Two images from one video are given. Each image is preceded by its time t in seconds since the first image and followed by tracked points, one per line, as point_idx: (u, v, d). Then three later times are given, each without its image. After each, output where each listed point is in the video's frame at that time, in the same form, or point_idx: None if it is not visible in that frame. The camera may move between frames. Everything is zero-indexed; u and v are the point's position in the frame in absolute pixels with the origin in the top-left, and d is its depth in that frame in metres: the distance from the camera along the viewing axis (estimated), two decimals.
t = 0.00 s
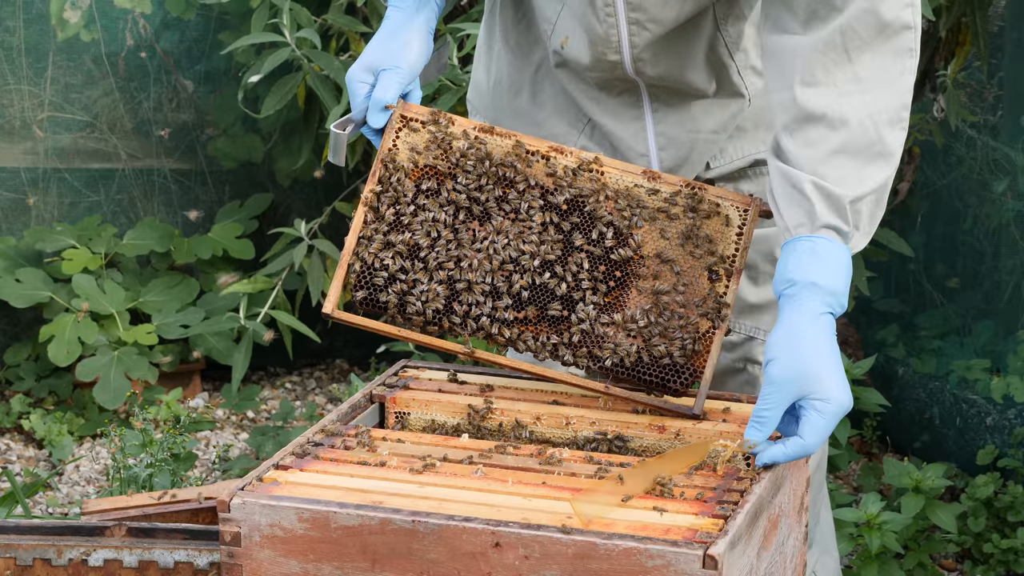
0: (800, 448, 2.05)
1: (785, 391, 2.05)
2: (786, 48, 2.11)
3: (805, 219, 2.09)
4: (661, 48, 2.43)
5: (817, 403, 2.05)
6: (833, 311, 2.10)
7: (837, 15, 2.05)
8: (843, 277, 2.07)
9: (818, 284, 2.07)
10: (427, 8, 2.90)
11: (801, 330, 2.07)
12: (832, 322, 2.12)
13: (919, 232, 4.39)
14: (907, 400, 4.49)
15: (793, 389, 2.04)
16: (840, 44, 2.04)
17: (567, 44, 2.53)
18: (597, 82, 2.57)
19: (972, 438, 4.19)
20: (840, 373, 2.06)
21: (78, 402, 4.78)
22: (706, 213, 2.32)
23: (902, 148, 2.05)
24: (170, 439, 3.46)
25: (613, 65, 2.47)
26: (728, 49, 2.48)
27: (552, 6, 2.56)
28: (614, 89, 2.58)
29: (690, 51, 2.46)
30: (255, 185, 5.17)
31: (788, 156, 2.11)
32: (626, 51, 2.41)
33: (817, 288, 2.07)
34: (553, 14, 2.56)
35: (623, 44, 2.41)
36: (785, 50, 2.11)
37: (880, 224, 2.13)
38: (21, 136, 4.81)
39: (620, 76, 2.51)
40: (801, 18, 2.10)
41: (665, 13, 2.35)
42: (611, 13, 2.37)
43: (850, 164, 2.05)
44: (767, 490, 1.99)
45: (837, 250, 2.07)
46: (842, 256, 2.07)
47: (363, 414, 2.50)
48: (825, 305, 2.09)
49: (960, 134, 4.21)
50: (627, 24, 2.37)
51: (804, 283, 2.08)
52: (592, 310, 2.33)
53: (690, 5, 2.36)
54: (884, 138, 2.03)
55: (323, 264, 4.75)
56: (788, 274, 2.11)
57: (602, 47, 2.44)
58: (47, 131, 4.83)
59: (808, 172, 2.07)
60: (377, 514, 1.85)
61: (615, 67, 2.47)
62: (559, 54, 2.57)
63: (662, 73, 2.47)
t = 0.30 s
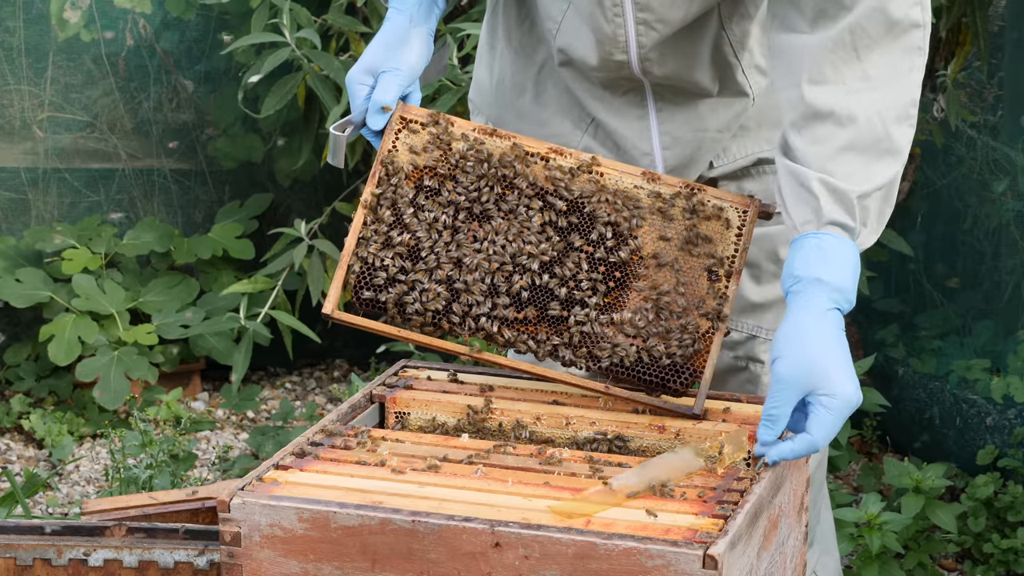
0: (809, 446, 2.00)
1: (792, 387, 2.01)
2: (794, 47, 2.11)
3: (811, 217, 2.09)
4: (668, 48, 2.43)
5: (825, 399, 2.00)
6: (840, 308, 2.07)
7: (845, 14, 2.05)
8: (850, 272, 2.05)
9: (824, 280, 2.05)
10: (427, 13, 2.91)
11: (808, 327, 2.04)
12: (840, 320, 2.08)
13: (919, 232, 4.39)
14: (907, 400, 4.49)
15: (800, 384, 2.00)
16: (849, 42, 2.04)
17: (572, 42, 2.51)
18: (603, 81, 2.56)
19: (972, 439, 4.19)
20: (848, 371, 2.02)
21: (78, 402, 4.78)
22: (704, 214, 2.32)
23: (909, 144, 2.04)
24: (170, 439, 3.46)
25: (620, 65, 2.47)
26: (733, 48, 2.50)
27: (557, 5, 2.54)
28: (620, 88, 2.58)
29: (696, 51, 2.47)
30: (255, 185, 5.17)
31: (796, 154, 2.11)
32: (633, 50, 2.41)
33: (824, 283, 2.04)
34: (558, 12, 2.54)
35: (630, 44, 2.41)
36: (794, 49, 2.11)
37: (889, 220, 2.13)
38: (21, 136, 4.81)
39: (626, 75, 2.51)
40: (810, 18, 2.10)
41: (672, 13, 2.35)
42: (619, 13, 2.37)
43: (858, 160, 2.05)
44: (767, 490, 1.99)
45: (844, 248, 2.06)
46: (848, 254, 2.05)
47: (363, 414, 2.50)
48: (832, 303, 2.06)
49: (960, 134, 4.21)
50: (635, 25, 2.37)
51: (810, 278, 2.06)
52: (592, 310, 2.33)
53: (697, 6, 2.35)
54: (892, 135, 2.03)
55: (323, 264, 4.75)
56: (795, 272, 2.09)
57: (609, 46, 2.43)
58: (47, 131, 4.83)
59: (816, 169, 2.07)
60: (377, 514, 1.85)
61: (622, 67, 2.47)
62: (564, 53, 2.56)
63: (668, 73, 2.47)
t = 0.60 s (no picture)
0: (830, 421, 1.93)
1: (811, 363, 1.98)
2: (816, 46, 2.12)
3: (829, 206, 2.09)
4: (671, 48, 2.42)
5: (844, 374, 1.95)
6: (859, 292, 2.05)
7: (870, 16, 2.05)
8: (867, 253, 2.03)
9: (839, 261, 2.03)
10: (427, 17, 2.91)
11: (826, 306, 2.01)
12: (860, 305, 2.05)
13: (919, 231, 4.39)
14: (907, 400, 4.49)
15: (817, 359, 1.97)
16: (874, 42, 2.05)
17: (576, 41, 2.52)
18: (606, 80, 2.56)
19: (972, 438, 4.19)
20: (869, 348, 1.97)
21: (78, 402, 4.78)
22: (704, 214, 2.31)
23: (932, 145, 2.03)
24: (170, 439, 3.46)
25: (624, 66, 2.46)
26: (737, 48, 2.47)
27: (560, 5, 2.54)
28: (623, 87, 2.57)
29: (698, 51, 2.46)
30: (255, 185, 5.17)
31: (816, 146, 2.11)
32: (637, 50, 2.40)
33: (838, 263, 2.03)
34: (561, 12, 2.55)
35: (634, 44, 2.39)
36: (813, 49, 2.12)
37: (906, 218, 2.11)
38: (21, 136, 4.81)
39: (630, 76, 2.50)
40: (833, 21, 2.11)
41: (676, 13, 2.35)
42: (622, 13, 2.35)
43: (879, 153, 2.04)
44: (767, 490, 1.99)
45: (860, 232, 2.04)
46: (865, 237, 2.04)
47: (363, 414, 2.50)
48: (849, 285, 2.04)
49: (960, 134, 4.21)
50: (639, 24, 2.36)
51: (824, 261, 2.05)
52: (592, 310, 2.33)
53: (702, 6, 2.36)
54: (914, 132, 2.02)
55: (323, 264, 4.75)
56: (811, 257, 2.09)
57: (612, 47, 2.42)
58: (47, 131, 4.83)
59: (835, 160, 2.07)
60: (377, 514, 1.85)
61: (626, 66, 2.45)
62: (568, 52, 2.56)
63: (670, 73, 2.46)
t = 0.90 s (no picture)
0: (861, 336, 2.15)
1: (855, 278, 2.19)
2: None
3: (883, 127, 2.21)
4: (671, 51, 2.42)
5: (883, 291, 2.15)
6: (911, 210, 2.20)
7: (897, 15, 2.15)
8: (922, 175, 2.15)
9: (893, 182, 2.17)
10: (426, 20, 2.92)
11: (877, 226, 2.19)
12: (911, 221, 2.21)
13: (920, 232, 4.39)
14: (907, 400, 4.49)
15: (861, 277, 2.18)
16: None
17: (575, 41, 2.52)
18: (605, 81, 2.55)
19: (972, 439, 4.19)
20: (913, 269, 2.16)
21: (78, 402, 4.78)
22: (705, 214, 2.32)
23: (989, 89, 2.14)
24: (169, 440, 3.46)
25: (623, 66, 2.46)
26: (733, 46, 2.50)
27: (559, 5, 2.56)
28: (623, 88, 2.56)
29: (697, 51, 2.45)
30: (255, 185, 5.16)
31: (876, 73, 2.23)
32: (637, 51, 2.41)
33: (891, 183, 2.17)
34: (560, 12, 2.56)
35: (633, 45, 2.41)
36: None
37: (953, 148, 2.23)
38: (21, 137, 4.81)
39: (630, 76, 2.50)
40: None
41: (677, 14, 2.36)
42: (622, 13, 2.38)
43: (936, 88, 2.15)
44: (767, 490, 1.99)
45: (915, 154, 2.15)
46: (918, 159, 2.15)
47: (363, 414, 2.51)
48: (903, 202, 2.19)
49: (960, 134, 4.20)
50: (638, 25, 2.38)
51: (879, 179, 2.19)
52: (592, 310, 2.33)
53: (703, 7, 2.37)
54: (971, 72, 2.13)
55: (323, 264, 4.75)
56: (869, 174, 2.23)
57: (611, 47, 2.43)
58: (48, 131, 4.83)
59: (890, 86, 2.18)
60: (377, 514, 1.85)
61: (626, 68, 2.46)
62: (566, 52, 2.57)
63: (670, 72, 2.45)
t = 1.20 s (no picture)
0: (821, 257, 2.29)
1: (830, 197, 2.32)
2: None
3: (882, 58, 2.35)
4: (671, 54, 2.45)
5: (850, 214, 2.27)
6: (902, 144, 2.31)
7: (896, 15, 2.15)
8: (911, 109, 2.27)
9: (884, 114, 2.29)
10: (426, 21, 2.92)
11: (860, 153, 2.31)
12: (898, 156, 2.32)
13: (919, 232, 4.39)
14: (907, 400, 4.50)
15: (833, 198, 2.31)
16: None
17: (574, 43, 2.53)
18: (603, 83, 2.56)
19: (972, 439, 4.19)
20: (883, 199, 2.27)
21: (77, 402, 4.78)
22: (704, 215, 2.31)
23: (988, 23, 2.29)
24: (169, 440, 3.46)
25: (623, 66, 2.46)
26: (731, 48, 2.46)
27: (557, 6, 2.56)
28: (621, 90, 2.57)
29: (694, 53, 2.45)
30: (255, 185, 5.16)
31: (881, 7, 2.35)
32: (636, 55, 2.44)
33: (884, 114, 2.29)
34: (558, 13, 2.56)
35: (633, 48, 2.43)
36: None
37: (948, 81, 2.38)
38: (21, 137, 4.81)
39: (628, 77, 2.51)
40: None
41: (675, 18, 2.39)
42: (621, 16, 2.41)
43: (937, 23, 2.29)
44: (767, 490, 1.99)
45: (907, 88, 2.28)
46: (910, 93, 2.28)
47: (363, 414, 2.51)
48: (892, 134, 2.30)
49: (960, 134, 4.20)
50: (638, 28, 2.41)
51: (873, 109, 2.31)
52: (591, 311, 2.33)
53: (700, 10, 2.40)
54: (973, 8, 2.28)
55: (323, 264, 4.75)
56: (867, 104, 2.35)
57: (609, 50, 2.46)
58: (48, 131, 4.83)
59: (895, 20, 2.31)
60: (377, 514, 1.85)
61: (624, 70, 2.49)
62: (564, 53, 2.58)
63: (667, 74, 2.47)
